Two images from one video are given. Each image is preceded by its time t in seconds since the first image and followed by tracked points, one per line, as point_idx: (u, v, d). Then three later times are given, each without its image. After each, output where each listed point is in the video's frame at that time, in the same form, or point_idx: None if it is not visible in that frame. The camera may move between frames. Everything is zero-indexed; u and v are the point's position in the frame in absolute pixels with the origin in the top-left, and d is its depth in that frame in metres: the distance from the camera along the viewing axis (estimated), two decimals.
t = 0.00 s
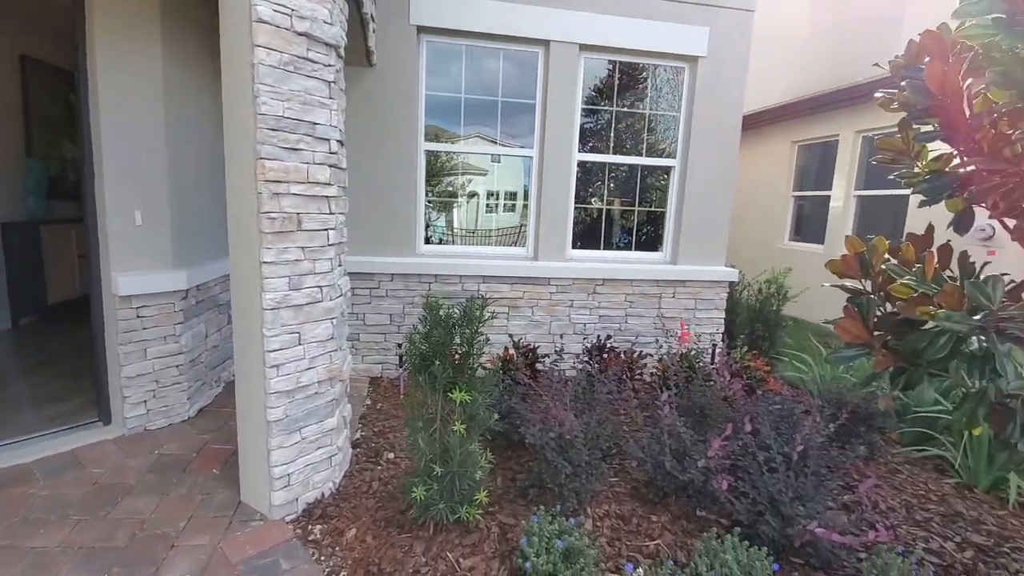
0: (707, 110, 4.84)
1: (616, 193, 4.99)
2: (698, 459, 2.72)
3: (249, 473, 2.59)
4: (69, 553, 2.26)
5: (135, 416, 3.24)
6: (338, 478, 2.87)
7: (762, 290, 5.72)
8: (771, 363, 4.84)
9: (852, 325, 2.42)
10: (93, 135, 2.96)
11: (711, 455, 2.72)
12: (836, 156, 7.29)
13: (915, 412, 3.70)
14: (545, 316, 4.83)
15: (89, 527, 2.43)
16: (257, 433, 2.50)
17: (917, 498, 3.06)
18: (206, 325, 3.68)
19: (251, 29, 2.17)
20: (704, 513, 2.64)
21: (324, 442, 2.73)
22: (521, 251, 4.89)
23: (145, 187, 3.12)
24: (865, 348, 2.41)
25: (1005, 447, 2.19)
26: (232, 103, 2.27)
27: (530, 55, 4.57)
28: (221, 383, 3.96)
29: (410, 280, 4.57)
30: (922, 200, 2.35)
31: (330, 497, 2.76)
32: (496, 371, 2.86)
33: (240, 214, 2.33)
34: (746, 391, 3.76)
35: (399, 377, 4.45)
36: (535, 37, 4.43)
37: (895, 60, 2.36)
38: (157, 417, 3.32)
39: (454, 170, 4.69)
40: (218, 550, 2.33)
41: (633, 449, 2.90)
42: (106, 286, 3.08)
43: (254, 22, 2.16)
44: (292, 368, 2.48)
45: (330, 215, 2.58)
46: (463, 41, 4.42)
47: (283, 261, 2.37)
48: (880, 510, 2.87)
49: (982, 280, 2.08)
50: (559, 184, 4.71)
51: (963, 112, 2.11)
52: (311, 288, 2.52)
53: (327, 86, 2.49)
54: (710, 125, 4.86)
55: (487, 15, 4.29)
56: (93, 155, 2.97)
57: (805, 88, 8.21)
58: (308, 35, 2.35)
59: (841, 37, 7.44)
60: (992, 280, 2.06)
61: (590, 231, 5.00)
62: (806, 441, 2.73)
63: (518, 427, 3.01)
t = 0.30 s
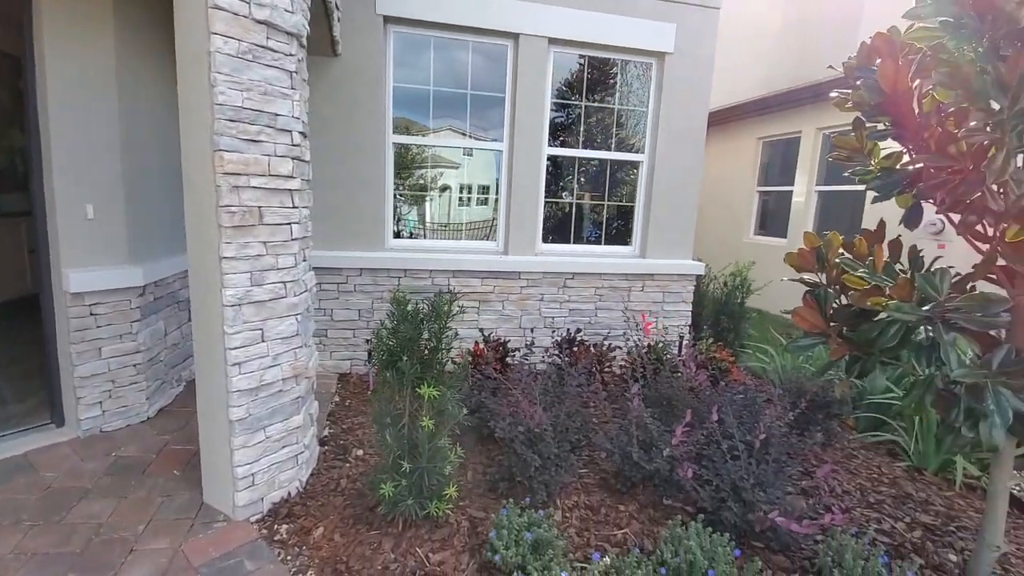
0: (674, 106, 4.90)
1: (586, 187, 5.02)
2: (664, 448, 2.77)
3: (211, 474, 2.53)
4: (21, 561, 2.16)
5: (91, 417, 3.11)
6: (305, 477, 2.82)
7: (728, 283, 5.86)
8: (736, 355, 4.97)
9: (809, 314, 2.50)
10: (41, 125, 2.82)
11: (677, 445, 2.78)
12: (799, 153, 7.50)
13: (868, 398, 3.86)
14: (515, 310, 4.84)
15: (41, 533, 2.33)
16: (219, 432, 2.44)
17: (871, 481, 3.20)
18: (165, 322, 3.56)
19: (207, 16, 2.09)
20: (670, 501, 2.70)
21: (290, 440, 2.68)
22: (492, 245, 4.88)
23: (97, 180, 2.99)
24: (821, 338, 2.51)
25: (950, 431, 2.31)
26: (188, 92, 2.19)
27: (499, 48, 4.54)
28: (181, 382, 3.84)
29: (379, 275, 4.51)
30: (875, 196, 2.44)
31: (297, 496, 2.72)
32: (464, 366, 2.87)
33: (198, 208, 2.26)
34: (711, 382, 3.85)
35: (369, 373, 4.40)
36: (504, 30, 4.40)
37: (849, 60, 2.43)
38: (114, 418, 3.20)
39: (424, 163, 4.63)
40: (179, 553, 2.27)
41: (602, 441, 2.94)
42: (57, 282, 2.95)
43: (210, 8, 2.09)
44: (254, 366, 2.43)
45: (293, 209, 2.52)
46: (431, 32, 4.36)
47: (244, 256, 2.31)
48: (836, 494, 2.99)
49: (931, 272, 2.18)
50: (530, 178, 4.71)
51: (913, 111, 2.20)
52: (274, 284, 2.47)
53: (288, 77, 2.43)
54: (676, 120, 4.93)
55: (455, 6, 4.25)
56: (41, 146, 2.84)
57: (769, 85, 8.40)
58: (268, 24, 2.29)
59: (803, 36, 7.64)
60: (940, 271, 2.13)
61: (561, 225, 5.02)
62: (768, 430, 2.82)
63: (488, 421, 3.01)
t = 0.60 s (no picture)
0: (648, 101, 4.94)
1: (562, 182, 5.04)
2: (638, 441, 2.82)
3: (180, 474, 2.47)
4: None
5: (53, 419, 3.01)
6: (278, 476, 2.78)
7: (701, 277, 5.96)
8: (709, 347, 5.06)
9: (775, 310, 2.57)
10: None
11: (650, 437, 2.83)
12: (770, 148, 7.64)
13: (835, 387, 3.97)
14: (492, 305, 4.84)
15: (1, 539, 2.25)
16: (188, 432, 2.38)
17: (836, 467, 3.30)
18: (131, 321, 3.45)
19: (169, 3, 2.02)
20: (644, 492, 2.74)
21: (261, 439, 2.63)
22: (468, 239, 4.86)
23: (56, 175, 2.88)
24: (788, 331, 2.58)
25: (910, 418, 2.39)
26: (150, 84, 2.12)
27: (473, 41, 4.51)
28: (149, 382, 3.74)
29: (353, 270, 4.46)
30: (841, 191, 2.51)
31: (270, 495, 2.68)
32: (439, 361, 2.81)
33: (163, 204, 2.20)
34: (684, 374, 3.92)
35: (343, 370, 4.35)
36: (478, 23, 4.37)
37: (815, 59, 2.50)
38: (77, 419, 3.10)
39: (399, 157, 4.58)
40: (147, 556, 2.21)
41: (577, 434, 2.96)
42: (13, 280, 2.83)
43: None
44: (224, 364, 2.37)
45: (262, 204, 2.47)
46: (404, 24, 4.30)
47: (212, 252, 2.26)
48: (804, 481, 3.08)
49: (891, 266, 2.24)
50: (506, 172, 4.70)
51: (875, 109, 2.28)
52: (243, 280, 2.41)
53: (255, 68, 2.37)
54: (650, 115, 4.97)
55: None
56: None
57: (740, 81, 8.53)
58: (233, 13, 2.23)
59: (772, 33, 7.78)
60: (899, 265, 2.21)
61: (537, 220, 5.03)
62: (738, 420, 2.89)
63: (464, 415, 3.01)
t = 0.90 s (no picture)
0: (628, 97, 4.97)
1: (544, 177, 5.04)
2: (619, 433, 2.84)
3: (155, 474, 2.42)
4: None
5: (22, 420, 2.93)
6: (256, 475, 2.74)
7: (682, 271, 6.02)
8: (690, 340, 5.12)
9: (754, 299, 2.61)
10: None
11: (631, 429, 2.86)
12: (748, 144, 7.74)
13: (812, 378, 4.05)
14: (474, 300, 4.83)
15: None
16: (162, 431, 2.34)
17: (812, 456, 3.37)
18: (102, 319, 3.37)
19: None
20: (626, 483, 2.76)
21: (239, 437, 2.59)
22: (450, 235, 4.83)
23: (22, 169, 2.79)
24: (765, 321, 2.61)
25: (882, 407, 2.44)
26: (118, 74, 2.06)
27: (453, 35, 4.48)
28: (122, 381, 3.65)
29: (333, 266, 4.41)
30: (816, 184, 2.55)
31: (248, 494, 2.64)
32: (421, 356, 2.77)
33: (132, 199, 2.14)
34: (665, 367, 3.96)
35: (323, 367, 4.30)
36: (458, 16, 4.34)
37: (792, 54, 2.54)
38: (48, 420, 3.02)
39: (380, 152, 4.53)
40: (121, 558, 2.16)
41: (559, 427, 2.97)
42: None
43: None
44: (198, 361, 2.33)
45: (237, 197, 2.42)
46: (383, 17, 4.24)
47: (185, 247, 2.21)
48: (782, 470, 3.14)
49: (866, 257, 2.28)
50: (487, 167, 4.69)
51: (849, 102, 2.32)
52: (218, 275, 2.37)
53: (228, 59, 2.33)
54: (631, 110, 5.00)
55: None
56: None
57: (719, 78, 8.61)
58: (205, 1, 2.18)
59: (750, 30, 7.86)
60: (874, 256, 2.24)
61: (518, 216, 5.02)
62: (717, 411, 2.93)
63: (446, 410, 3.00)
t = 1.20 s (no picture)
0: (607, 92, 5.03)
1: (526, 173, 5.09)
2: (599, 419, 2.90)
3: (134, 466, 2.42)
4: None
5: None
6: (238, 466, 2.74)
7: (662, 265, 6.11)
8: (670, 332, 5.22)
9: (725, 288, 2.68)
10: None
11: (610, 415, 2.92)
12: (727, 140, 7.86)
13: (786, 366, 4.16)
14: (456, 294, 4.85)
15: None
16: (141, 422, 2.33)
17: (786, 440, 3.47)
18: (78, 313, 3.32)
19: None
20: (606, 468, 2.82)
21: (219, 428, 2.59)
22: (432, 229, 4.85)
23: None
24: (736, 308, 2.70)
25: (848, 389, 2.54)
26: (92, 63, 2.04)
27: (433, 29, 4.48)
28: (99, 376, 3.61)
29: (314, 260, 4.40)
30: (786, 175, 2.63)
31: (229, 484, 2.64)
32: (403, 346, 2.79)
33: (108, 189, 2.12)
34: (645, 356, 4.04)
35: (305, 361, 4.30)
36: (438, 10, 4.35)
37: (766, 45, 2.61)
38: (24, 415, 2.98)
39: (360, 150, 4.53)
40: (101, 548, 2.16)
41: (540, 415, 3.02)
42: None
43: None
44: (178, 351, 2.33)
45: (215, 187, 2.42)
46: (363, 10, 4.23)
47: (163, 237, 2.21)
48: (756, 453, 3.23)
49: (830, 245, 2.37)
50: (469, 161, 4.71)
51: (815, 97, 2.40)
52: (196, 266, 2.36)
53: (206, 48, 2.32)
54: (610, 105, 5.06)
55: None
56: None
57: (697, 75, 8.72)
58: None
59: (728, 28, 7.97)
60: (837, 244, 2.34)
61: (500, 210, 5.06)
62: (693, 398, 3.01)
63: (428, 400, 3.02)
